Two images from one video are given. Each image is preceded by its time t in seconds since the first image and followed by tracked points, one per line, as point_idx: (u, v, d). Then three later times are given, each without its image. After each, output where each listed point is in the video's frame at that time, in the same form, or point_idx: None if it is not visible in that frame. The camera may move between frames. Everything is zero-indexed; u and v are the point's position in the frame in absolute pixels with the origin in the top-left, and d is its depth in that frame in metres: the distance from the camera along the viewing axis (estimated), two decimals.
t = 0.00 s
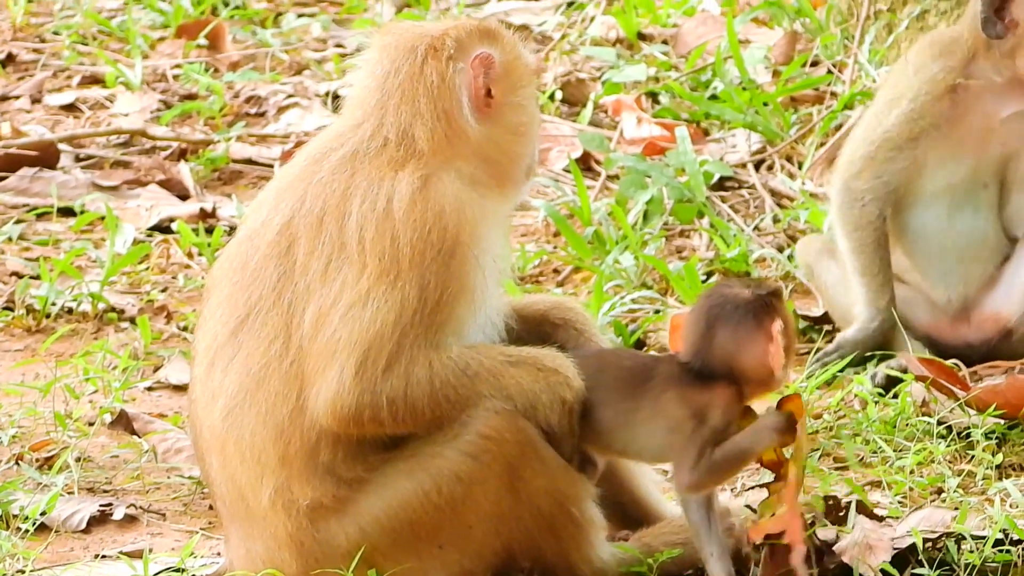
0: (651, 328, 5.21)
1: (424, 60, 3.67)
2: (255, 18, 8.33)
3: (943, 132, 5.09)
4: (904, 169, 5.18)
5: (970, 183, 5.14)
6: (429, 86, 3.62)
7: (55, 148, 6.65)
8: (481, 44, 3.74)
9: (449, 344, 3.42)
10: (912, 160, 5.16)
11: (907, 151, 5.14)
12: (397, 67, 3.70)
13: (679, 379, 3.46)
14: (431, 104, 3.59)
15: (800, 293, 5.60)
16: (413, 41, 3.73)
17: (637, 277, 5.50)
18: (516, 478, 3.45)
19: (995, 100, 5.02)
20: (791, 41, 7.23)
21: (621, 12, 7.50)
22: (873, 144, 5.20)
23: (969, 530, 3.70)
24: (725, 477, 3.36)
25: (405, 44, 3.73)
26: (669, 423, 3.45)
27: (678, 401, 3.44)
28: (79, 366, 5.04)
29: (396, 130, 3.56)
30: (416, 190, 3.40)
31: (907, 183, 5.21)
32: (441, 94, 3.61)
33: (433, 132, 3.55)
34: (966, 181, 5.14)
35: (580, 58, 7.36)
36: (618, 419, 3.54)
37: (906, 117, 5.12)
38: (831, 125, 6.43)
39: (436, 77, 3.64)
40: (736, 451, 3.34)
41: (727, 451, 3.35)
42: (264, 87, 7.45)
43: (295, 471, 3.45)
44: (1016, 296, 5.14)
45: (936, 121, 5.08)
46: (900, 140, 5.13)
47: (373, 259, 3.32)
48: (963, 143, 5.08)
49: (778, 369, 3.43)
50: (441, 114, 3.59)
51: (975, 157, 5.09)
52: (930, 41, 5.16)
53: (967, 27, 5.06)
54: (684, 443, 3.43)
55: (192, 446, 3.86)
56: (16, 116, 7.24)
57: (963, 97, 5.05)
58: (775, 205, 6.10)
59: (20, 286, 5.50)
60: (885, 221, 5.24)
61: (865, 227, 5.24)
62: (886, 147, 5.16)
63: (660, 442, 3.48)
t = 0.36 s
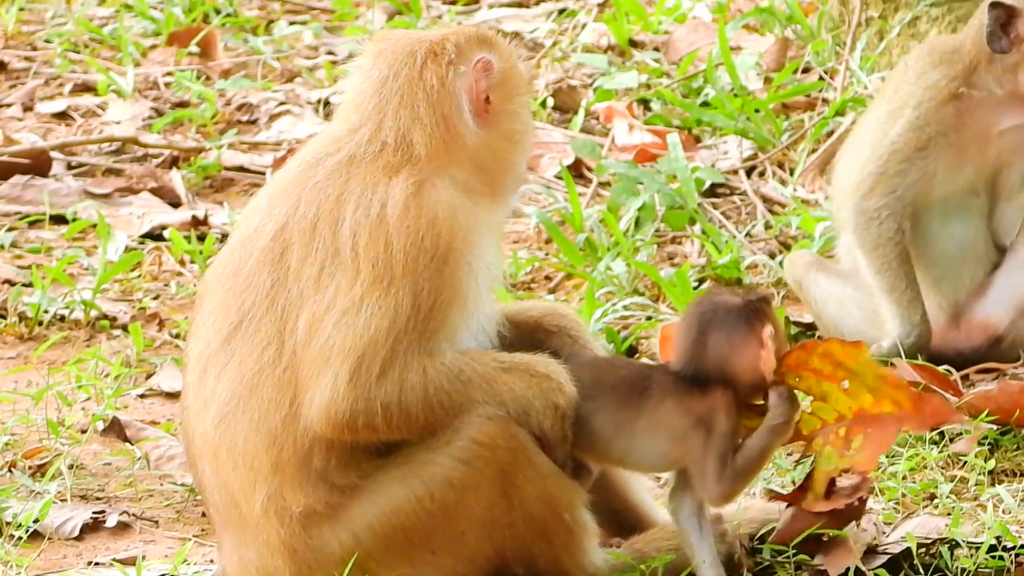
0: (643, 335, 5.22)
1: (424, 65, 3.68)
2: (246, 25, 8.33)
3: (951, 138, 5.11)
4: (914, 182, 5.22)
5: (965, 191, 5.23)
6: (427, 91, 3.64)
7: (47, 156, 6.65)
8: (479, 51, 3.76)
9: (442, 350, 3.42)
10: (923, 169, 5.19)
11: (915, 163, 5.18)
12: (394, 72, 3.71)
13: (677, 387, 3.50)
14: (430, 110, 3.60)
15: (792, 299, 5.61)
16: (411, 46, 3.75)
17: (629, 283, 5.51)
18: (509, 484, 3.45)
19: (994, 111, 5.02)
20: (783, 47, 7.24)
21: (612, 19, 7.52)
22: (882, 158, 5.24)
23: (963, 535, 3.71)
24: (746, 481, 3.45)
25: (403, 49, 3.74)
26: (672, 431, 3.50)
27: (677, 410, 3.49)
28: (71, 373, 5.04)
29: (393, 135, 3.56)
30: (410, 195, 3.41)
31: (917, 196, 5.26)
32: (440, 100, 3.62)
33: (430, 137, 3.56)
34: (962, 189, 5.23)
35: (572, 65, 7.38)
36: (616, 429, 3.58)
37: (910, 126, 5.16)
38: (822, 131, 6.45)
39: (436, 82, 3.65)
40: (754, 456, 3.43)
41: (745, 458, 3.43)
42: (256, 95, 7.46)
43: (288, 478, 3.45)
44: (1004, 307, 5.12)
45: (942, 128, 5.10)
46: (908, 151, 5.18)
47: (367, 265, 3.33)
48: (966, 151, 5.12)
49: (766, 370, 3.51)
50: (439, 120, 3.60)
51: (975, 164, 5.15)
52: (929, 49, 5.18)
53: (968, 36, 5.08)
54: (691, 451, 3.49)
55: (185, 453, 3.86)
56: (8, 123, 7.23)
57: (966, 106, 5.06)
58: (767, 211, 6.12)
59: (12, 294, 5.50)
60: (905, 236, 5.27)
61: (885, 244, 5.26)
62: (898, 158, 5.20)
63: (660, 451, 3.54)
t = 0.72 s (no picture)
0: (638, 341, 5.23)
1: (423, 71, 3.69)
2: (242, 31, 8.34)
3: (945, 149, 5.11)
4: (910, 192, 5.23)
5: (966, 197, 5.23)
6: (427, 98, 3.64)
7: (42, 162, 6.65)
8: (478, 59, 3.77)
9: (438, 357, 3.43)
10: (918, 181, 5.21)
11: (910, 174, 5.19)
12: (394, 78, 3.71)
13: (670, 395, 3.53)
14: (428, 117, 3.60)
15: (787, 306, 5.61)
16: (411, 53, 3.75)
17: (624, 290, 5.52)
18: (503, 491, 3.45)
19: (988, 120, 5.03)
20: (779, 54, 7.26)
21: (608, 26, 7.53)
22: (876, 169, 5.26)
23: (957, 542, 3.70)
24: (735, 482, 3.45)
25: (403, 56, 3.74)
26: (664, 440, 3.52)
27: (671, 417, 3.50)
28: (66, 379, 5.03)
29: (392, 142, 3.56)
30: (407, 203, 3.41)
31: (914, 204, 5.28)
32: (439, 107, 3.62)
33: (428, 144, 3.57)
34: (963, 195, 5.24)
35: (567, 72, 7.39)
36: (609, 439, 3.59)
37: (905, 137, 5.16)
38: (818, 138, 6.45)
39: (435, 89, 3.65)
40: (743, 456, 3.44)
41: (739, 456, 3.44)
42: (252, 101, 7.46)
43: (282, 484, 3.45)
44: (997, 315, 5.21)
45: (937, 139, 5.10)
46: (902, 162, 5.19)
47: (363, 272, 3.33)
48: (964, 155, 5.11)
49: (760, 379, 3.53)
50: (439, 127, 3.60)
51: (975, 169, 5.14)
52: (927, 58, 5.19)
53: (960, 46, 5.11)
54: (683, 458, 3.50)
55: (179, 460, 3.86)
56: (3, 129, 7.23)
57: (959, 117, 5.07)
58: (762, 218, 6.13)
59: (7, 299, 5.49)
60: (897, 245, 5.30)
61: (878, 253, 5.30)
62: (893, 169, 5.21)
63: (654, 458, 3.54)
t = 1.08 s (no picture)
0: (634, 344, 5.23)
1: (420, 73, 3.69)
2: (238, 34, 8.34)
3: (935, 159, 5.13)
4: (903, 201, 5.24)
5: (959, 201, 5.23)
6: (423, 100, 3.63)
7: (39, 165, 6.64)
8: (472, 60, 3.77)
9: (435, 359, 3.43)
10: (911, 189, 5.21)
11: (903, 182, 5.19)
12: (390, 80, 3.71)
13: (669, 404, 3.57)
14: (424, 119, 3.60)
15: (784, 309, 5.62)
16: (407, 55, 3.75)
17: (621, 293, 5.52)
18: (499, 494, 3.46)
19: (979, 131, 5.07)
20: (775, 58, 7.26)
21: (605, 29, 7.54)
22: (869, 176, 5.26)
23: (952, 545, 3.70)
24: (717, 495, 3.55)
25: (398, 58, 3.74)
26: (661, 446, 3.56)
27: (669, 423, 3.55)
28: (62, 381, 5.03)
29: (389, 143, 3.56)
30: (404, 204, 3.41)
31: (907, 212, 5.28)
32: (435, 109, 3.62)
33: (425, 146, 3.57)
34: (956, 200, 5.23)
35: (564, 75, 7.40)
36: (604, 444, 3.62)
37: (896, 145, 5.16)
38: (814, 141, 6.45)
39: (431, 91, 3.65)
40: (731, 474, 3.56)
41: (727, 475, 3.55)
42: (248, 104, 7.46)
43: (279, 486, 3.44)
44: (992, 318, 5.22)
45: (928, 148, 5.11)
46: (894, 170, 5.19)
47: (361, 274, 3.33)
48: (954, 164, 5.14)
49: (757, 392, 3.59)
50: (434, 129, 3.60)
51: (966, 177, 5.16)
52: (920, 65, 5.20)
53: (958, 56, 5.14)
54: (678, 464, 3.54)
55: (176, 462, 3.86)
56: None
57: (949, 127, 5.09)
58: (758, 221, 6.13)
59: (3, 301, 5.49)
60: (890, 252, 5.30)
61: (871, 260, 5.30)
62: (885, 178, 5.21)
63: (649, 465, 3.58)
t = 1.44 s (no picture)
0: (630, 345, 5.23)
1: (416, 74, 3.69)
2: (234, 34, 8.34)
3: (924, 161, 5.15)
4: (890, 203, 5.26)
5: (946, 205, 5.27)
6: (418, 101, 3.64)
7: (34, 165, 6.64)
8: (467, 61, 3.76)
9: (431, 360, 3.43)
10: (898, 191, 5.23)
11: (892, 184, 5.21)
12: (385, 81, 3.70)
13: (667, 400, 3.56)
14: (419, 120, 3.60)
15: (779, 310, 5.63)
16: (402, 56, 3.75)
17: (616, 294, 5.53)
18: (495, 495, 3.46)
19: (972, 133, 5.08)
20: (771, 58, 7.27)
21: (600, 29, 7.54)
22: (858, 178, 5.28)
23: (948, 546, 3.71)
24: (712, 497, 3.51)
25: (394, 59, 3.74)
26: (656, 444, 3.54)
27: (667, 420, 3.53)
28: (58, 382, 5.03)
29: (384, 144, 3.56)
30: (401, 205, 3.41)
31: (894, 214, 5.30)
32: (429, 110, 3.62)
33: (421, 147, 3.57)
34: (942, 204, 5.27)
35: (559, 75, 7.40)
36: (599, 442, 3.61)
37: (885, 147, 5.18)
38: (810, 142, 6.46)
39: (426, 92, 3.65)
40: (728, 473, 3.50)
41: (722, 476, 3.50)
42: (244, 104, 7.46)
43: (274, 487, 3.44)
44: (983, 321, 5.24)
45: (917, 150, 5.13)
46: (882, 171, 5.21)
47: (357, 275, 3.33)
48: (943, 167, 5.16)
49: (754, 391, 3.58)
50: (429, 130, 3.60)
51: (953, 180, 5.19)
52: (913, 66, 5.20)
53: (955, 61, 5.12)
54: (672, 464, 3.53)
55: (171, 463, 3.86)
56: None
57: (940, 129, 5.10)
58: (754, 222, 6.14)
59: None
60: (880, 252, 5.32)
61: (861, 261, 5.32)
62: (874, 180, 5.23)
63: (644, 466, 3.58)
